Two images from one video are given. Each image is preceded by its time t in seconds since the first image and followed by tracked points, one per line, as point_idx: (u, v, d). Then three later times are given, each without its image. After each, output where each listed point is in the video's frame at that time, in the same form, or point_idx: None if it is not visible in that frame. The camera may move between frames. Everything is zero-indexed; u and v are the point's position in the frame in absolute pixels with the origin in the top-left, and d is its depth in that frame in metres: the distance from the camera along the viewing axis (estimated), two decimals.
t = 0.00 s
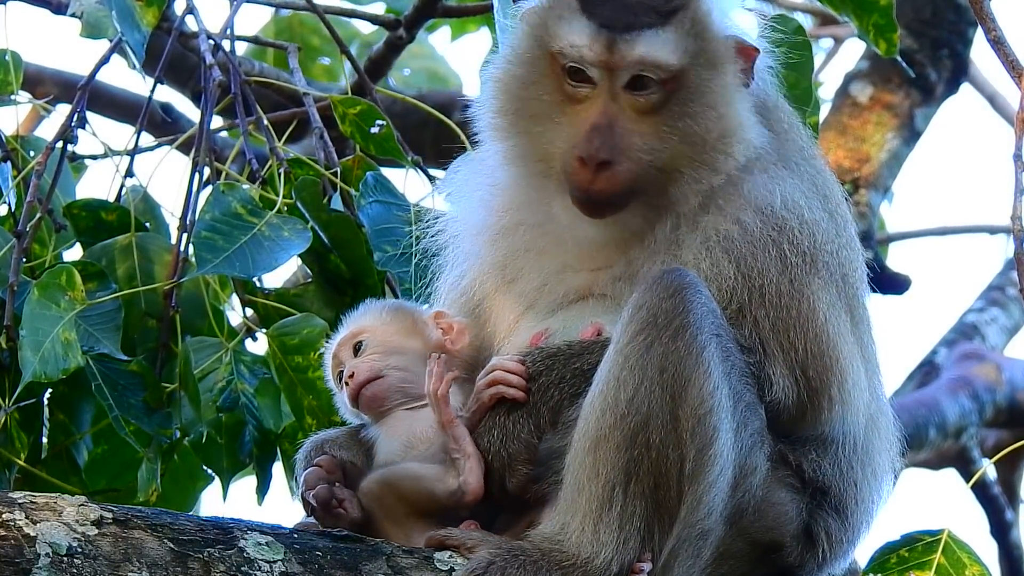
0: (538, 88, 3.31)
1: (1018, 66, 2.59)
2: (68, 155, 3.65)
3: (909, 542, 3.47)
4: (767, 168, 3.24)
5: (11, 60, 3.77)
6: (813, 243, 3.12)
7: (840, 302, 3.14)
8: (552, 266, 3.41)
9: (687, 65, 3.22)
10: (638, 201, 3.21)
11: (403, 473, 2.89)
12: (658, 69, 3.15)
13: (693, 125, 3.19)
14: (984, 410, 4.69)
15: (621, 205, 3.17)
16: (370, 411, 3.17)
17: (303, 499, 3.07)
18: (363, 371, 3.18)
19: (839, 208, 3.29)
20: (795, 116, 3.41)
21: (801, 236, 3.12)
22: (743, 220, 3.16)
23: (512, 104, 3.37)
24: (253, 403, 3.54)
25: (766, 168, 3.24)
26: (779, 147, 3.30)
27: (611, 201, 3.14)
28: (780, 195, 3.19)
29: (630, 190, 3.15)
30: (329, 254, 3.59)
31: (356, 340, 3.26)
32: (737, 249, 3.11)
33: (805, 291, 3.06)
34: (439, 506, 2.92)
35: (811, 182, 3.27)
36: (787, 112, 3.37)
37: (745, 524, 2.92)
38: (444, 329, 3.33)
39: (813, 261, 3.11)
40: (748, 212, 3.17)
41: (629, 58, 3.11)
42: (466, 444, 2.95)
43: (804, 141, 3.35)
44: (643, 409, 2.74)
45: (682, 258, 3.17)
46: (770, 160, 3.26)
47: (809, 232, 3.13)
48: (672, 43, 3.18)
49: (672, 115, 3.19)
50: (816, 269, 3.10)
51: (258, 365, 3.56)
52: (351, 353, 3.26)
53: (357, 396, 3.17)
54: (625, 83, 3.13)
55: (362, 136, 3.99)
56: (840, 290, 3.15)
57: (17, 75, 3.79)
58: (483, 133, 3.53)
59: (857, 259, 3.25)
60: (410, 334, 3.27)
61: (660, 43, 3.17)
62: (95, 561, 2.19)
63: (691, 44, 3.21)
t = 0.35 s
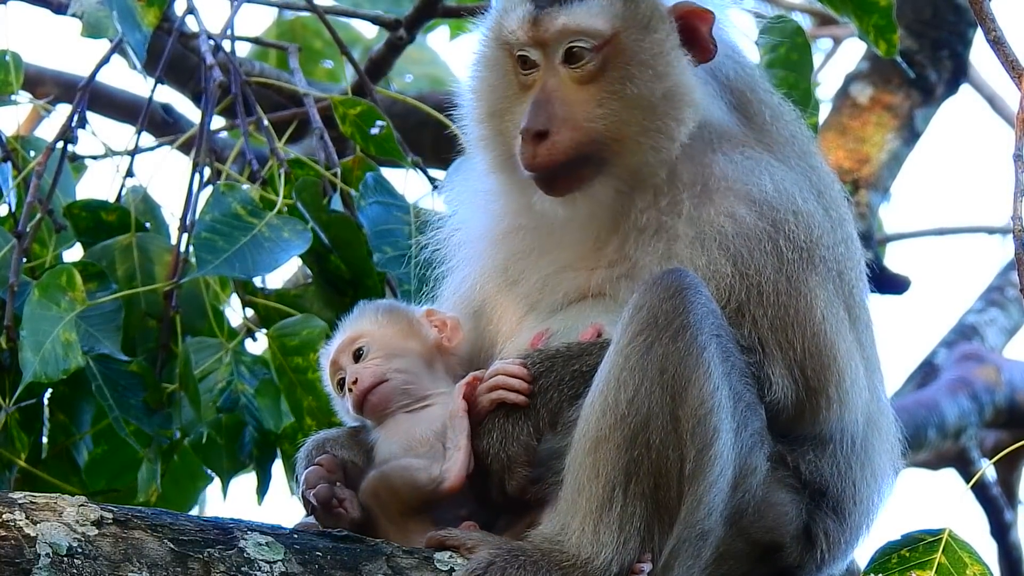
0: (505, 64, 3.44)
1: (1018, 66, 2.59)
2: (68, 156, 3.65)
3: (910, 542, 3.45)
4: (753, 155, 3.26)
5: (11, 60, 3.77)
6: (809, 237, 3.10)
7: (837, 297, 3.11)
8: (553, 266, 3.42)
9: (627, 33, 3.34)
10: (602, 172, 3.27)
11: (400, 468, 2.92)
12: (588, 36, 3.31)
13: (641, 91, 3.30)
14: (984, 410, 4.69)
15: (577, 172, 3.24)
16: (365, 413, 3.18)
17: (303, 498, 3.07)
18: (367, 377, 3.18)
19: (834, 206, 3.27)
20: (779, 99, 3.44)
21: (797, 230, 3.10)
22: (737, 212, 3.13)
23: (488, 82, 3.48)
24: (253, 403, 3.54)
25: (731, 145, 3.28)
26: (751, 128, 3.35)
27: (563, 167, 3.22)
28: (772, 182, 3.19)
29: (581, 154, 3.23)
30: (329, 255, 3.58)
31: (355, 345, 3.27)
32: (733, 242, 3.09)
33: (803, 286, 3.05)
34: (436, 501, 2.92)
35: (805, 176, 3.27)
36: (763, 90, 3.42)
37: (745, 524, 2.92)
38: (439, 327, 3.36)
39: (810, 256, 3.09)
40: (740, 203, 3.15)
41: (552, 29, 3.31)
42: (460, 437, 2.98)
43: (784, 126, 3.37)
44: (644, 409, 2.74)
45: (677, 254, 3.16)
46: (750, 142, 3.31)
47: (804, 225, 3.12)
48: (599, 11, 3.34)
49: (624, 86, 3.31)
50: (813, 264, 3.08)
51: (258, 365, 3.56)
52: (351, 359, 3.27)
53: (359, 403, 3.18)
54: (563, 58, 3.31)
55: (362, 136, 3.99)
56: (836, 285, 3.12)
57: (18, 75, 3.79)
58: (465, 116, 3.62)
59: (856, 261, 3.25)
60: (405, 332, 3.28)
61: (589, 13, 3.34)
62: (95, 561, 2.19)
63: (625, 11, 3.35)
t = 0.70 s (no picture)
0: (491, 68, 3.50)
1: (1018, 66, 2.59)
2: (68, 156, 3.65)
3: (910, 542, 3.46)
4: (745, 148, 3.26)
5: (11, 60, 3.77)
6: (804, 228, 3.10)
7: (836, 293, 3.11)
8: (552, 267, 3.41)
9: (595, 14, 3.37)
10: (582, 168, 3.31)
11: (392, 469, 2.95)
12: (552, 34, 3.35)
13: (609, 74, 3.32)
14: (984, 412, 4.69)
15: (554, 167, 3.29)
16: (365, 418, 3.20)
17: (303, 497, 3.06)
18: (368, 385, 3.20)
19: (831, 200, 3.27)
20: (767, 88, 3.43)
21: (791, 222, 3.09)
22: (730, 207, 3.12)
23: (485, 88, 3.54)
24: (253, 403, 3.54)
25: (714, 136, 3.28)
26: (737, 115, 3.34)
27: (538, 164, 3.29)
28: (761, 171, 3.18)
29: (551, 148, 3.27)
30: (329, 255, 3.60)
31: (353, 355, 3.27)
32: (726, 235, 3.08)
33: (800, 282, 3.04)
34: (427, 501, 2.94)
35: (799, 170, 3.27)
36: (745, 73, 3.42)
37: (744, 523, 2.91)
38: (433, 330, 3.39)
39: (806, 248, 3.08)
40: (733, 197, 3.14)
41: (515, 33, 3.37)
42: (452, 440, 2.99)
43: (773, 117, 3.36)
44: (643, 409, 2.74)
45: (669, 248, 3.16)
46: (737, 134, 3.30)
47: (798, 217, 3.10)
48: (561, 9, 3.38)
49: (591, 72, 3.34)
50: (809, 257, 3.07)
51: (259, 365, 3.54)
52: (351, 368, 3.27)
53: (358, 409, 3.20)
54: (532, 60, 3.35)
55: (362, 136, 4.00)
56: (834, 280, 3.12)
57: (18, 75, 3.79)
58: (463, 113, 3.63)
59: (854, 260, 3.24)
60: (397, 334, 3.30)
61: (550, 10, 3.38)
62: (95, 561, 2.19)
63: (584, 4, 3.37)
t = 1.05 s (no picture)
0: (480, 136, 3.39)
1: (1018, 66, 2.59)
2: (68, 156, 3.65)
3: (910, 542, 3.46)
4: (749, 154, 3.23)
5: (11, 60, 3.77)
6: (806, 230, 3.09)
7: (838, 291, 3.11)
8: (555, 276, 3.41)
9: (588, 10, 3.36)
10: (582, 198, 3.27)
11: (392, 468, 2.92)
12: (529, 111, 3.24)
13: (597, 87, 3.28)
14: (984, 411, 4.69)
15: (567, 232, 3.30)
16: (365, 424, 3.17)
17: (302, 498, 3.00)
18: (369, 392, 3.18)
19: (833, 195, 3.26)
20: (756, 79, 3.39)
21: (794, 224, 3.08)
22: (731, 211, 3.10)
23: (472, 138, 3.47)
24: (253, 403, 3.55)
25: (716, 144, 3.25)
26: (737, 118, 3.31)
27: (545, 237, 3.29)
28: (763, 176, 3.16)
29: (555, 219, 3.26)
30: (328, 255, 3.58)
31: (354, 357, 3.28)
32: (727, 237, 3.07)
33: (801, 282, 3.04)
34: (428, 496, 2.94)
35: (800, 168, 3.26)
36: (733, 63, 3.40)
37: (744, 524, 2.91)
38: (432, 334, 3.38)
39: (807, 249, 3.08)
40: (735, 202, 3.12)
41: (487, 113, 3.24)
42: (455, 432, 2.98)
43: (770, 109, 3.33)
44: (643, 409, 2.73)
45: (671, 254, 3.14)
46: (738, 138, 3.27)
47: (801, 217, 3.11)
48: (532, 79, 3.26)
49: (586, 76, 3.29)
50: (811, 258, 3.07)
51: (258, 366, 3.56)
52: (351, 372, 3.27)
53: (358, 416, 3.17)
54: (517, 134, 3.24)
55: (362, 137, 3.99)
56: (836, 279, 3.12)
57: (17, 76, 3.78)
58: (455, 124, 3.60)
59: (857, 255, 3.23)
60: (397, 337, 3.29)
61: (520, 86, 3.25)
62: (95, 561, 2.19)
63: (549, 72, 3.27)
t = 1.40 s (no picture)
0: (478, 152, 3.46)
1: (1018, 66, 2.59)
2: (68, 156, 3.65)
3: (910, 542, 3.46)
4: (746, 158, 3.22)
5: (11, 60, 3.77)
6: (802, 230, 3.10)
7: (836, 289, 3.11)
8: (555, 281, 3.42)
9: (586, 16, 3.36)
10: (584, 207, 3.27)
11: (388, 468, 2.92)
12: (531, 131, 3.25)
13: (593, 88, 3.28)
14: (984, 410, 4.69)
15: (572, 246, 3.32)
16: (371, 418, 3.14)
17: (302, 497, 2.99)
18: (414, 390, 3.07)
19: (828, 192, 3.27)
20: (750, 74, 3.40)
21: (788, 224, 3.09)
22: (725, 212, 3.10)
23: (471, 149, 3.49)
24: (253, 403, 3.55)
25: (714, 150, 3.23)
26: (734, 119, 3.30)
27: (554, 253, 3.31)
28: (757, 178, 3.16)
29: (560, 235, 3.28)
30: (329, 255, 3.60)
31: (388, 354, 3.11)
32: (722, 238, 3.07)
33: (799, 282, 3.05)
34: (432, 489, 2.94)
35: (797, 167, 3.25)
36: (726, 62, 3.39)
37: (744, 524, 2.91)
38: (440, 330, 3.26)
39: (804, 249, 3.08)
40: (728, 204, 3.12)
41: (489, 134, 3.26)
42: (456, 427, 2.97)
43: (765, 107, 3.32)
44: (643, 410, 2.74)
45: (669, 256, 3.13)
46: (735, 140, 3.26)
47: (795, 218, 3.11)
48: (530, 102, 3.27)
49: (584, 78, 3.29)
50: (807, 258, 3.08)
51: (258, 365, 3.55)
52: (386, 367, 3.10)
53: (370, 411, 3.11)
54: (517, 153, 3.25)
55: (362, 136, 4.00)
56: (834, 278, 3.12)
57: (18, 76, 3.79)
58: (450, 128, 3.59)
59: (854, 252, 3.23)
60: (428, 335, 3.19)
61: (520, 107, 3.26)
62: (95, 561, 2.19)
63: (549, 92, 3.28)
